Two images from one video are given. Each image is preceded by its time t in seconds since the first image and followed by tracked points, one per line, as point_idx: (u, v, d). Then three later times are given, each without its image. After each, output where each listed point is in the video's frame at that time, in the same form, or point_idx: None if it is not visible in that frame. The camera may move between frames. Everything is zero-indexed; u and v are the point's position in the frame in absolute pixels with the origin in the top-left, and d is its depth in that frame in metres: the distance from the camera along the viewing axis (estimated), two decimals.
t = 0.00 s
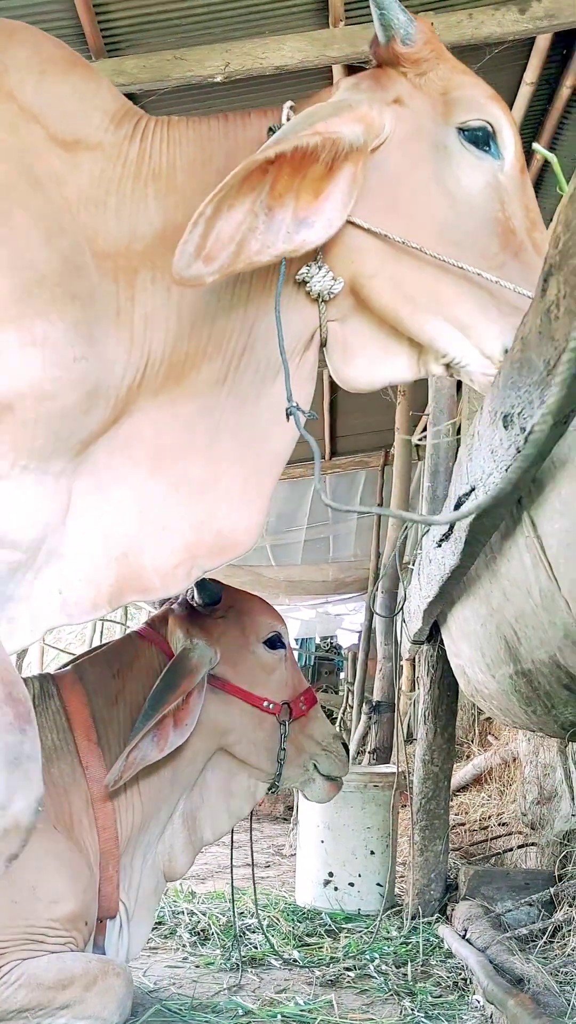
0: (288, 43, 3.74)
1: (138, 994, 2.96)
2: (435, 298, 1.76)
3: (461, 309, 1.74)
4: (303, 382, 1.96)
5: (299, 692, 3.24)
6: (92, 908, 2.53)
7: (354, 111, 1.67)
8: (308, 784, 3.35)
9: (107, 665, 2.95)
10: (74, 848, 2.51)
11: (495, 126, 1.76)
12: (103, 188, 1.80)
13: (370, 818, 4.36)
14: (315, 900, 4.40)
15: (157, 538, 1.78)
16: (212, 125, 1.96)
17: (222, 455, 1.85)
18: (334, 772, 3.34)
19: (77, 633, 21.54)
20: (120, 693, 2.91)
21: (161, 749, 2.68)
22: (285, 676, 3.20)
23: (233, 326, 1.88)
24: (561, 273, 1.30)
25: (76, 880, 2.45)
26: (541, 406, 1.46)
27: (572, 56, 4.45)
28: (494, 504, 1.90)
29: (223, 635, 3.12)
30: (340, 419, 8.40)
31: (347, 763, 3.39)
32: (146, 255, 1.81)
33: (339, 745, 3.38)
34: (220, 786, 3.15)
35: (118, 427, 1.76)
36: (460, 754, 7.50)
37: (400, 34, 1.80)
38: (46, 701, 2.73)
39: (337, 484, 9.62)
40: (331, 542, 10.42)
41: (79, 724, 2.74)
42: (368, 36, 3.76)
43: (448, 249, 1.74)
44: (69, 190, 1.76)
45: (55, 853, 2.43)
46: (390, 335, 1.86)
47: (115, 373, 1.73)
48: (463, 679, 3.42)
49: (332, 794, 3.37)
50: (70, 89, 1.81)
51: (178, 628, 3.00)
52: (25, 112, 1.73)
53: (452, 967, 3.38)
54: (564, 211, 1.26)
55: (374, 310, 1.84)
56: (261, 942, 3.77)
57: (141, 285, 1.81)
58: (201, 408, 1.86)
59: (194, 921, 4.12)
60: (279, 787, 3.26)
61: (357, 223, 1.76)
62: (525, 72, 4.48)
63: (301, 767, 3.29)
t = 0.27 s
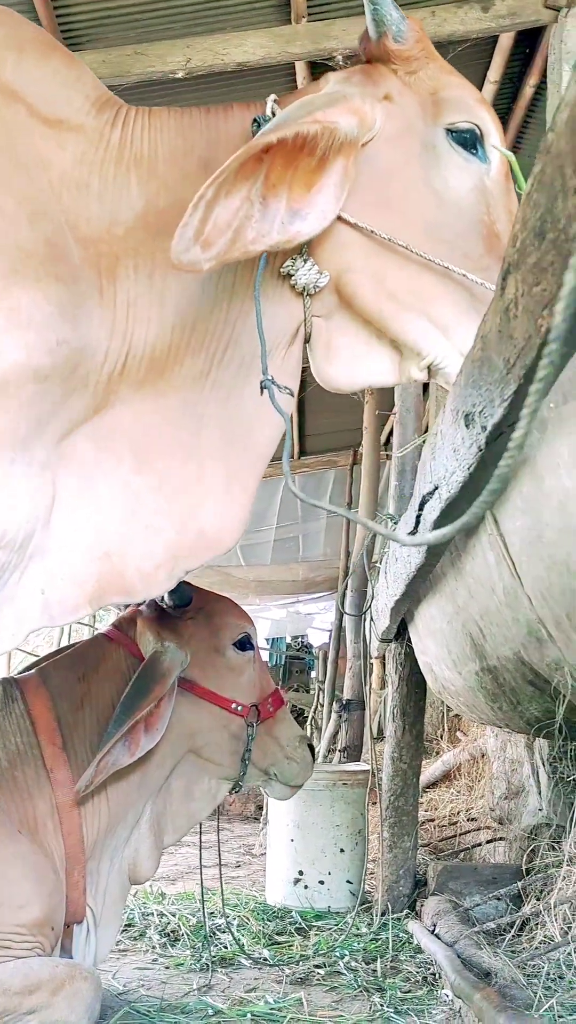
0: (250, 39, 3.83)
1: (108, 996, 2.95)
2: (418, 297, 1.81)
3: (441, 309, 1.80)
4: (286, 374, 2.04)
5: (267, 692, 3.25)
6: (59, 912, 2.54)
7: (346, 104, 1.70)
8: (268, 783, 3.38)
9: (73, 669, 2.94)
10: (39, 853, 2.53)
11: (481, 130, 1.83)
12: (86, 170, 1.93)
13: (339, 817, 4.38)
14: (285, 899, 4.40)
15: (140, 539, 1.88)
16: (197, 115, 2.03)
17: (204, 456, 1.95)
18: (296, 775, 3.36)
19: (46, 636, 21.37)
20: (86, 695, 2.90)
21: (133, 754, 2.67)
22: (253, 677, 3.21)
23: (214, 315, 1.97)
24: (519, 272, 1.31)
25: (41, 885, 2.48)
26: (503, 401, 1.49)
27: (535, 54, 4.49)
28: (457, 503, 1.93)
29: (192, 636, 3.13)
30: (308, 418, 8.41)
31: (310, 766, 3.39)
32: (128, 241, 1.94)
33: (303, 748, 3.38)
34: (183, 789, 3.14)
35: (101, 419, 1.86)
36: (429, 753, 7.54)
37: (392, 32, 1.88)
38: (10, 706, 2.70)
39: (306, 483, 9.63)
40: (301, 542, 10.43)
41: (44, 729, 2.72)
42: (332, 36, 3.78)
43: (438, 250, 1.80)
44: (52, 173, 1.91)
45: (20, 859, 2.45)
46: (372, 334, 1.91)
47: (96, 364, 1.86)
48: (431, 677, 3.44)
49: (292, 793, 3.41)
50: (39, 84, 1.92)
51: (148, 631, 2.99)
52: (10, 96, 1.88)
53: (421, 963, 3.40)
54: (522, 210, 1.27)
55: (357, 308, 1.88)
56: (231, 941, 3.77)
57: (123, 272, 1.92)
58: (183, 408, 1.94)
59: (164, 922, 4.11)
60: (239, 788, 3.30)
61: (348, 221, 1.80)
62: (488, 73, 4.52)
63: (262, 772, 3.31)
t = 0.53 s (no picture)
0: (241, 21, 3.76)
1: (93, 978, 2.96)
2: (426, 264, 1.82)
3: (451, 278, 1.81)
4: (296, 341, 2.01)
5: (254, 677, 3.25)
6: (46, 895, 2.54)
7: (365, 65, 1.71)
8: (247, 771, 3.34)
9: (61, 651, 2.92)
10: (26, 835, 2.53)
11: (492, 104, 1.85)
12: (97, 126, 1.89)
13: (324, 801, 4.40)
14: (270, 883, 4.41)
15: (152, 502, 1.82)
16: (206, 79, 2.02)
17: (214, 422, 1.91)
18: (277, 760, 3.33)
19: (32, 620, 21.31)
20: (74, 677, 2.89)
21: (125, 734, 2.67)
22: (240, 661, 3.22)
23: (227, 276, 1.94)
24: (509, 256, 1.31)
25: (27, 867, 2.48)
26: (491, 388, 1.49)
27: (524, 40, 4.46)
28: (444, 489, 1.92)
29: (180, 620, 3.13)
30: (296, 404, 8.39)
31: (292, 755, 3.36)
32: (139, 200, 1.90)
33: (288, 736, 3.36)
34: (169, 770, 3.12)
35: (116, 381, 1.84)
36: (414, 738, 7.57)
37: None
38: None
39: (293, 469, 9.61)
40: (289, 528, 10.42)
41: (32, 711, 2.70)
42: (322, 16, 3.74)
43: (447, 217, 1.80)
44: (61, 130, 1.85)
45: (8, 841, 2.44)
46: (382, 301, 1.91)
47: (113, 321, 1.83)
48: (417, 662, 3.45)
49: (270, 786, 3.37)
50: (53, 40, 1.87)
51: (137, 613, 3.02)
52: (19, 52, 1.83)
53: (406, 947, 3.42)
54: (512, 194, 1.27)
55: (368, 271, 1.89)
56: (216, 924, 3.78)
57: (135, 231, 1.89)
58: (194, 376, 1.91)
59: (150, 905, 4.12)
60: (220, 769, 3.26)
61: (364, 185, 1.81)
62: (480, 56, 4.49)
63: (245, 754, 3.28)
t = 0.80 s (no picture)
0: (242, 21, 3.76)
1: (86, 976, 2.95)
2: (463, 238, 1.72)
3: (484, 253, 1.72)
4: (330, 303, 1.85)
5: (249, 675, 3.25)
6: (40, 893, 2.54)
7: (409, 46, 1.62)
8: (248, 772, 3.32)
9: (58, 649, 2.91)
10: (22, 834, 2.52)
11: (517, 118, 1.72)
12: (122, 98, 1.74)
13: (319, 800, 4.39)
14: (264, 883, 4.40)
15: (178, 478, 1.70)
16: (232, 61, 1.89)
17: (242, 390, 1.78)
18: (275, 757, 3.33)
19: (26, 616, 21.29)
20: (69, 675, 2.88)
21: (125, 733, 2.65)
22: (237, 660, 3.22)
23: (260, 240, 1.80)
24: (510, 258, 1.30)
25: (22, 865, 2.47)
26: (491, 390, 1.49)
27: (525, 42, 4.45)
28: (443, 489, 1.92)
29: (179, 619, 3.12)
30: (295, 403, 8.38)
31: (289, 751, 3.37)
32: (167, 167, 1.75)
33: (283, 732, 3.37)
34: (167, 766, 3.13)
35: (142, 352, 1.71)
36: (409, 737, 7.57)
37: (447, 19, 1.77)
38: None
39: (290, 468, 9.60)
40: (285, 526, 10.41)
41: (28, 708, 2.69)
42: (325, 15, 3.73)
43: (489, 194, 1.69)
44: (83, 102, 1.71)
45: (3, 839, 2.44)
46: (418, 274, 1.78)
47: (131, 301, 1.69)
48: (413, 661, 3.45)
49: (271, 786, 3.35)
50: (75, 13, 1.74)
51: (135, 611, 3.02)
52: (39, 25, 1.70)
53: (400, 947, 3.42)
54: (515, 196, 1.26)
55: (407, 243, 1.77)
56: (210, 923, 3.78)
57: (163, 197, 1.74)
58: (223, 343, 1.78)
59: (144, 903, 4.11)
60: (220, 770, 3.24)
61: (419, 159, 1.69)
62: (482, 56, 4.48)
63: (245, 751, 3.27)
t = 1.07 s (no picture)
0: (242, 24, 3.81)
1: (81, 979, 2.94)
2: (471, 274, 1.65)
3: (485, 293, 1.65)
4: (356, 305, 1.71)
5: (246, 676, 3.25)
6: (37, 895, 2.53)
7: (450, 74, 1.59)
8: (252, 769, 3.35)
9: (56, 650, 2.90)
10: (18, 836, 2.51)
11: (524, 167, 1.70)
12: (142, 92, 1.65)
13: (316, 803, 4.38)
14: (260, 885, 4.39)
15: (185, 468, 1.57)
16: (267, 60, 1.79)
17: (259, 389, 1.65)
18: (277, 753, 3.36)
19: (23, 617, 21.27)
20: (67, 676, 2.87)
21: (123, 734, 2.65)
22: (236, 661, 3.21)
23: (290, 234, 1.67)
24: (510, 262, 1.30)
25: (18, 867, 2.46)
26: (490, 392, 1.49)
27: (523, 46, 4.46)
28: (442, 492, 1.91)
29: (179, 620, 3.10)
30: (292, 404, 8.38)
31: (289, 747, 3.41)
32: (191, 156, 1.65)
33: (281, 729, 3.40)
34: (167, 772, 3.12)
35: (159, 343, 1.61)
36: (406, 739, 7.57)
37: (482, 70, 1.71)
38: None
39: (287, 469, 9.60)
40: (282, 527, 10.41)
41: (27, 708, 2.70)
42: (324, 20, 3.78)
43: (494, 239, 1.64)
44: (100, 96, 1.62)
45: None
46: (431, 307, 1.68)
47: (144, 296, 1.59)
48: (410, 663, 3.45)
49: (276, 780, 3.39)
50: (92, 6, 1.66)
51: (133, 613, 3.02)
52: (56, 17, 1.62)
53: (396, 950, 3.42)
54: (515, 200, 1.26)
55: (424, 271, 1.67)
56: (206, 926, 3.77)
57: (183, 188, 1.64)
58: (244, 338, 1.66)
59: (140, 906, 4.10)
60: (225, 770, 3.27)
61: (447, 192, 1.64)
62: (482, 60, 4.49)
63: (245, 749, 3.31)
